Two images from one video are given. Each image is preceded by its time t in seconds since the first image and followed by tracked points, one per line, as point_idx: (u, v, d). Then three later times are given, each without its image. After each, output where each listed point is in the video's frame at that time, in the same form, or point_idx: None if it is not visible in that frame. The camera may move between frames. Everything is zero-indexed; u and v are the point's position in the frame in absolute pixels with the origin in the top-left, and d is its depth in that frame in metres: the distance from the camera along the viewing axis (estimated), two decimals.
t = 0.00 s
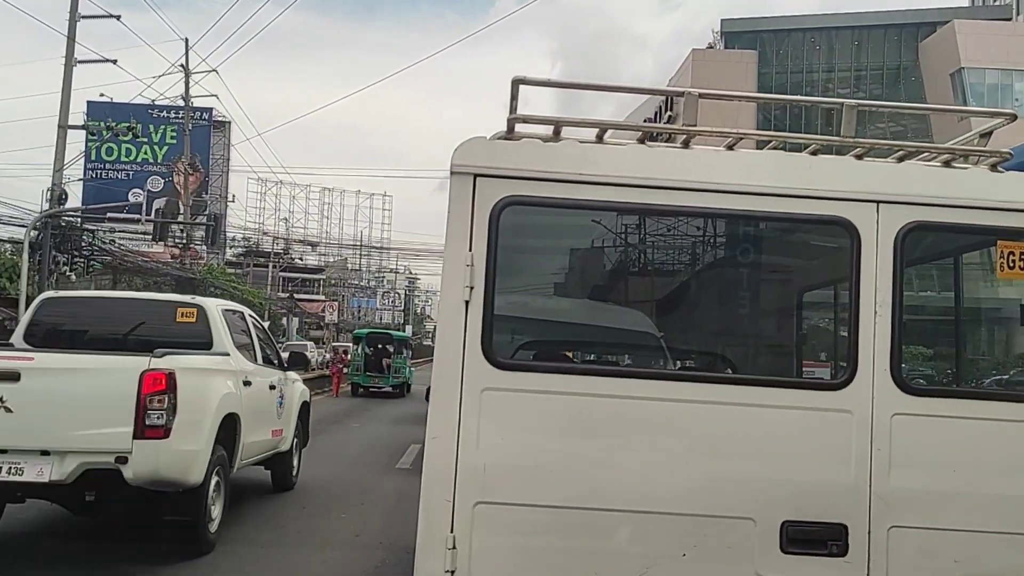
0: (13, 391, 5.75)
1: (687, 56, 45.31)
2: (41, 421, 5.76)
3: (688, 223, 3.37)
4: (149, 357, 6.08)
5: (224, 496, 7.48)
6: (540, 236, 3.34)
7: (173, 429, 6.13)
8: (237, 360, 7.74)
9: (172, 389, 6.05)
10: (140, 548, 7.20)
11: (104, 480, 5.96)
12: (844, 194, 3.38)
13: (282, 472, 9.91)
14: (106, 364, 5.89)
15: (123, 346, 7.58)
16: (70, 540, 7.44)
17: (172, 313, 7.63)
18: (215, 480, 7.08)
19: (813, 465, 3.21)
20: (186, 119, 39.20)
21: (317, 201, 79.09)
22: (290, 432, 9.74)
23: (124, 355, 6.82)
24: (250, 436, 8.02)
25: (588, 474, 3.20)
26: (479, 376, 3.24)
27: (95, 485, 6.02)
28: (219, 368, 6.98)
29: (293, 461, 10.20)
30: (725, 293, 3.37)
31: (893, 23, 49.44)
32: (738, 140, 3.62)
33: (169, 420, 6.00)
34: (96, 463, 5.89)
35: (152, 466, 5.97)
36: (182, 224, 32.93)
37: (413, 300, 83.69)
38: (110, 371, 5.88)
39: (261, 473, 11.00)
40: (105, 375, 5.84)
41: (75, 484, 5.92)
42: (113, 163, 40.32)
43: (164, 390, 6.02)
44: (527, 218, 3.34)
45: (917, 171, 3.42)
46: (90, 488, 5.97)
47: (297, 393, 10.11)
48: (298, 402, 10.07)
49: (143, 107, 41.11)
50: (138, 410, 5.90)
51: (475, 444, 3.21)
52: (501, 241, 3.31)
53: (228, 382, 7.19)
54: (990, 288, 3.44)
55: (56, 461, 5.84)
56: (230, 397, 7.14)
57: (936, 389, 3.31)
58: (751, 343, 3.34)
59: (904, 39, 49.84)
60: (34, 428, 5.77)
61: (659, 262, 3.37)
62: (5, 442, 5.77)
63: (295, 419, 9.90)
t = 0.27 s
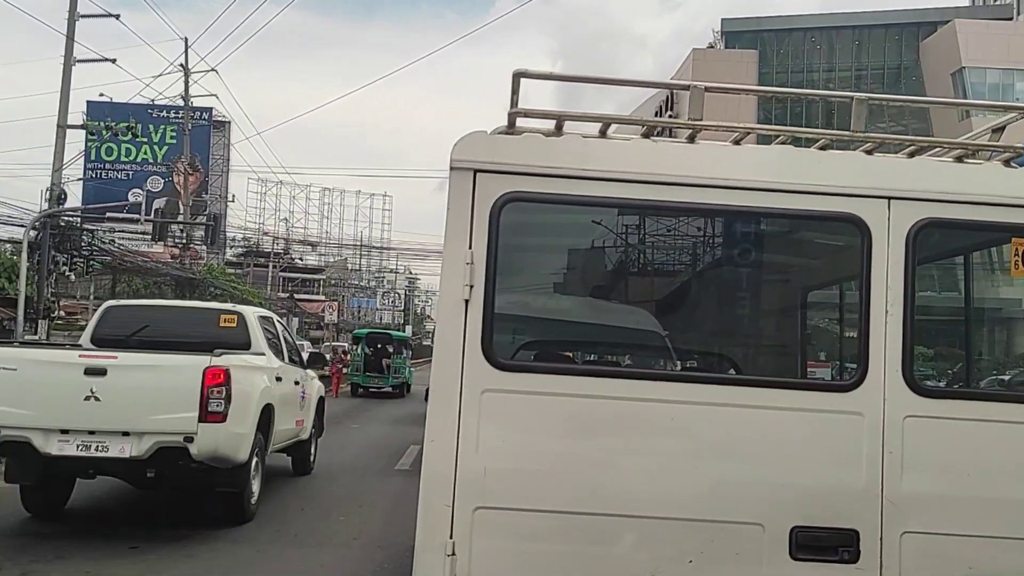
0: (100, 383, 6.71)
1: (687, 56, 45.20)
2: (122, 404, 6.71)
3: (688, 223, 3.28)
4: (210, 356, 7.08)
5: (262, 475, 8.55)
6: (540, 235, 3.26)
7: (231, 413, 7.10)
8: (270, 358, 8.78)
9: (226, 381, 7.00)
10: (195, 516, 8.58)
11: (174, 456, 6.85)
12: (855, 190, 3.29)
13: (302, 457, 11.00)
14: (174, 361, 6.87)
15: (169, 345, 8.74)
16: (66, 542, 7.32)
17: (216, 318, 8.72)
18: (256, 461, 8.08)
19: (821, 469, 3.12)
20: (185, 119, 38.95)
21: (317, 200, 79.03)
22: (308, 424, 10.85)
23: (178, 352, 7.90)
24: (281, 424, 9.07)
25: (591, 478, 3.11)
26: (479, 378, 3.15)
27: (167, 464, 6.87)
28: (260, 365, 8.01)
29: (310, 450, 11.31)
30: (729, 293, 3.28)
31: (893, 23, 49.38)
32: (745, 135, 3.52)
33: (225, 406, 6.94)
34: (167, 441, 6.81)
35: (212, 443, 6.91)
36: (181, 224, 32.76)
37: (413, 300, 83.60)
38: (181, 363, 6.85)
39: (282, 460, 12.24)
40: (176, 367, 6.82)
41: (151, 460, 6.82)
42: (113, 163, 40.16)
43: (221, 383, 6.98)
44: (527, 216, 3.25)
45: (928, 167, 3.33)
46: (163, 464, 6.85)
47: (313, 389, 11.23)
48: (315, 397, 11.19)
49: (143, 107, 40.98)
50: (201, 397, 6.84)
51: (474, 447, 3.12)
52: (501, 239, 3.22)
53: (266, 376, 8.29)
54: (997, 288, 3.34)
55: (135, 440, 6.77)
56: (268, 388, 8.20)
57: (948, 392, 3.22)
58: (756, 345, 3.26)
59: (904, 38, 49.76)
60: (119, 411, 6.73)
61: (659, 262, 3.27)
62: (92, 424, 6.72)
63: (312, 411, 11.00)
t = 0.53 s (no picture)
0: (156, 378, 8.11)
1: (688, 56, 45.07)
2: (175, 397, 8.10)
3: (688, 222, 3.22)
4: (248, 357, 8.44)
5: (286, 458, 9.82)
6: (539, 234, 3.20)
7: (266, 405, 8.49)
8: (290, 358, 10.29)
9: (261, 377, 8.37)
10: (230, 494, 9.82)
11: (217, 440, 8.22)
12: (861, 187, 3.23)
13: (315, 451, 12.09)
14: (218, 361, 8.25)
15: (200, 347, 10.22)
16: (62, 543, 7.25)
17: (247, 324, 10.36)
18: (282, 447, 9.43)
19: (826, 472, 3.07)
20: (184, 119, 38.81)
21: (317, 200, 79.02)
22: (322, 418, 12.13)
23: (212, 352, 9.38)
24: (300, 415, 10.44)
25: (591, 481, 3.05)
26: (477, 380, 3.09)
27: (211, 447, 8.24)
28: (285, 365, 9.42)
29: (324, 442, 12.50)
30: (730, 293, 3.22)
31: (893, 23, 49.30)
32: (749, 131, 3.46)
33: (262, 398, 8.32)
34: (212, 428, 8.21)
35: (249, 430, 8.30)
36: (180, 224, 32.65)
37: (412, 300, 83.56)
38: (224, 363, 8.26)
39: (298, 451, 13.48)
40: (220, 366, 8.23)
41: (199, 443, 8.20)
42: (113, 163, 40.04)
43: (258, 379, 8.35)
44: (527, 214, 3.19)
45: (935, 165, 3.27)
46: (208, 447, 8.23)
47: (326, 387, 12.51)
48: (328, 394, 12.45)
49: (142, 107, 40.90)
50: (241, 391, 8.23)
51: (473, 450, 3.06)
52: (500, 238, 3.17)
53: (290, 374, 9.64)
54: (1001, 287, 3.28)
55: (186, 427, 8.17)
56: (292, 384, 9.64)
57: (957, 394, 3.17)
58: (759, 346, 3.20)
59: (905, 38, 49.70)
60: (172, 403, 8.12)
61: (659, 261, 3.21)
62: (150, 413, 8.11)
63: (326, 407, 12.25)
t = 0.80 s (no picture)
0: (195, 375, 9.21)
1: (687, 56, 45.04)
2: (212, 391, 9.22)
3: (688, 221, 3.22)
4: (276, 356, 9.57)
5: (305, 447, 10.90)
6: (539, 234, 3.19)
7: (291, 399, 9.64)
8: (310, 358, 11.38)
9: (287, 374, 9.48)
10: (257, 478, 10.90)
11: (249, 429, 9.35)
12: (861, 187, 3.23)
13: (329, 442, 13.08)
14: (250, 360, 9.38)
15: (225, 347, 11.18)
16: (62, 543, 7.24)
17: (270, 326, 11.35)
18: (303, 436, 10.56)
19: (827, 471, 3.06)
20: (184, 119, 38.77)
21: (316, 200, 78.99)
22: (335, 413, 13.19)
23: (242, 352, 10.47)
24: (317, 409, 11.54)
25: (591, 481, 3.04)
26: (477, 380, 3.09)
27: (242, 436, 9.34)
28: (307, 364, 10.56)
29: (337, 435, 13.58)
30: (730, 292, 3.21)
31: (892, 24, 49.31)
32: (749, 133, 3.45)
33: (288, 393, 9.43)
34: (244, 418, 9.33)
35: (276, 420, 9.43)
36: (180, 224, 32.62)
37: (412, 300, 83.54)
38: (254, 362, 9.39)
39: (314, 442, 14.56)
40: (251, 365, 9.37)
41: (231, 431, 9.30)
42: (113, 163, 39.99)
43: (284, 376, 9.47)
44: (527, 215, 3.18)
45: (934, 166, 3.27)
46: (240, 435, 9.34)
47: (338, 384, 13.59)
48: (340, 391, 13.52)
49: (142, 107, 40.88)
50: (269, 387, 9.36)
51: (473, 450, 3.05)
52: (499, 239, 3.16)
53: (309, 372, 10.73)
54: (1000, 288, 3.28)
55: (221, 417, 9.28)
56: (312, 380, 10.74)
57: (956, 394, 3.16)
58: (758, 346, 3.19)
59: (905, 39, 49.65)
60: (209, 396, 9.25)
61: (659, 259, 3.21)
62: (190, 405, 9.21)
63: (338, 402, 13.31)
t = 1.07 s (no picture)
0: (224, 373, 10.33)
1: (687, 57, 45.06)
2: (239, 388, 10.33)
3: (687, 222, 3.22)
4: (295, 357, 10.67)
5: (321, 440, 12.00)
6: (539, 237, 3.20)
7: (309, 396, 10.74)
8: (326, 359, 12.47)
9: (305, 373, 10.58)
10: (277, 466, 12.01)
11: (271, 422, 10.45)
12: (861, 189, 3.24)
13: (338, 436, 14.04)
14: (273, 360, 10.49)
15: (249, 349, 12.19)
16: (63, 544, 7.26)
17: (288, 330, 12.30)
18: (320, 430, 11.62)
19: (826, 473, 3.07)
20: (184, 119, 38.79)
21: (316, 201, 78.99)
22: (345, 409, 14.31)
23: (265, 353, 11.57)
24: (331, 405, 12.63)
25: (592, 483, 3.05)
26: (475, 383, 3.10)
27: (265, 428, 10.46)
28: (323, 365, 11.63)
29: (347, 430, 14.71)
30: (730, 293, 3.23)
31: (892, 24, 49.39)
32: (748, 136, 3.45)
33: (305, 389, 10.52)
34: (267, 412, 10.45)
35: (295, 414, 10.53)
36: (180, 224, 32.63)
37: (412, 300, 83.54)
38: (276, 362, 10.51)
39: (326, 434, 15.53)
40: (273, 364, 10.49)
41: (255, 424, 10.41)
42: (113, 163, 39.90)
43: (302, 374, 10.56)
44: (528, 218, 3.19)
45: (932, 170, 3.28)
46: (263, 427, 10.45)
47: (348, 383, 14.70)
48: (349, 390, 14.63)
49: (141, 108, 40.81)
50: (289, 384, 10.45)
51: (472, 452, 3.06)
52: (498, 242, 3.16)
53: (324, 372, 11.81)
54: (999, 288, 3.29)
55: (246, 411, 10.40)
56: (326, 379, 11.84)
57: (955, 396, 3.17)
58: (758, 346, 3.20)
59: (904, 39, 49.64)
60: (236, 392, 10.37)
61: (659, 260, 3.22)
62: (218, 400, 10.32)
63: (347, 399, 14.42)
